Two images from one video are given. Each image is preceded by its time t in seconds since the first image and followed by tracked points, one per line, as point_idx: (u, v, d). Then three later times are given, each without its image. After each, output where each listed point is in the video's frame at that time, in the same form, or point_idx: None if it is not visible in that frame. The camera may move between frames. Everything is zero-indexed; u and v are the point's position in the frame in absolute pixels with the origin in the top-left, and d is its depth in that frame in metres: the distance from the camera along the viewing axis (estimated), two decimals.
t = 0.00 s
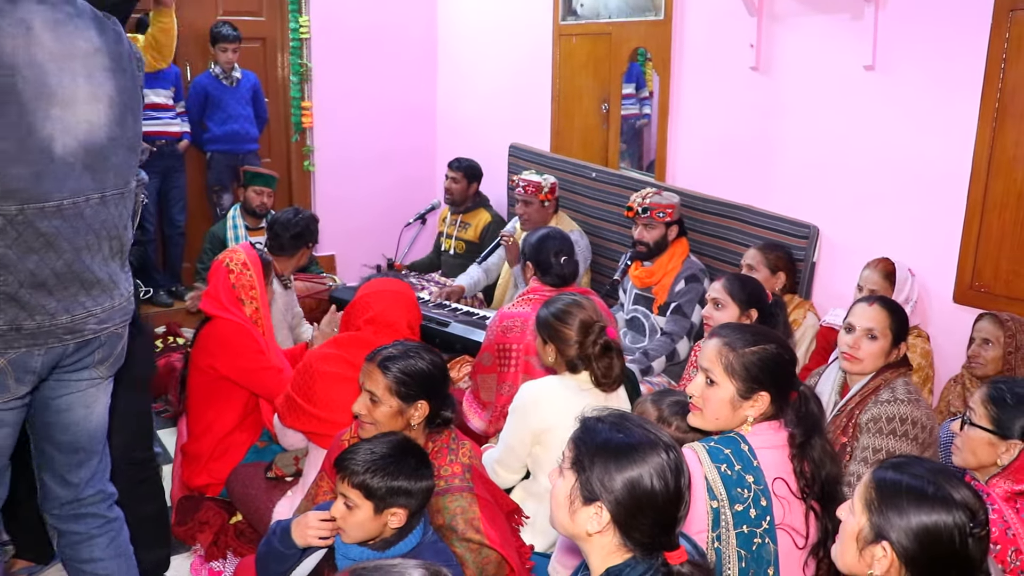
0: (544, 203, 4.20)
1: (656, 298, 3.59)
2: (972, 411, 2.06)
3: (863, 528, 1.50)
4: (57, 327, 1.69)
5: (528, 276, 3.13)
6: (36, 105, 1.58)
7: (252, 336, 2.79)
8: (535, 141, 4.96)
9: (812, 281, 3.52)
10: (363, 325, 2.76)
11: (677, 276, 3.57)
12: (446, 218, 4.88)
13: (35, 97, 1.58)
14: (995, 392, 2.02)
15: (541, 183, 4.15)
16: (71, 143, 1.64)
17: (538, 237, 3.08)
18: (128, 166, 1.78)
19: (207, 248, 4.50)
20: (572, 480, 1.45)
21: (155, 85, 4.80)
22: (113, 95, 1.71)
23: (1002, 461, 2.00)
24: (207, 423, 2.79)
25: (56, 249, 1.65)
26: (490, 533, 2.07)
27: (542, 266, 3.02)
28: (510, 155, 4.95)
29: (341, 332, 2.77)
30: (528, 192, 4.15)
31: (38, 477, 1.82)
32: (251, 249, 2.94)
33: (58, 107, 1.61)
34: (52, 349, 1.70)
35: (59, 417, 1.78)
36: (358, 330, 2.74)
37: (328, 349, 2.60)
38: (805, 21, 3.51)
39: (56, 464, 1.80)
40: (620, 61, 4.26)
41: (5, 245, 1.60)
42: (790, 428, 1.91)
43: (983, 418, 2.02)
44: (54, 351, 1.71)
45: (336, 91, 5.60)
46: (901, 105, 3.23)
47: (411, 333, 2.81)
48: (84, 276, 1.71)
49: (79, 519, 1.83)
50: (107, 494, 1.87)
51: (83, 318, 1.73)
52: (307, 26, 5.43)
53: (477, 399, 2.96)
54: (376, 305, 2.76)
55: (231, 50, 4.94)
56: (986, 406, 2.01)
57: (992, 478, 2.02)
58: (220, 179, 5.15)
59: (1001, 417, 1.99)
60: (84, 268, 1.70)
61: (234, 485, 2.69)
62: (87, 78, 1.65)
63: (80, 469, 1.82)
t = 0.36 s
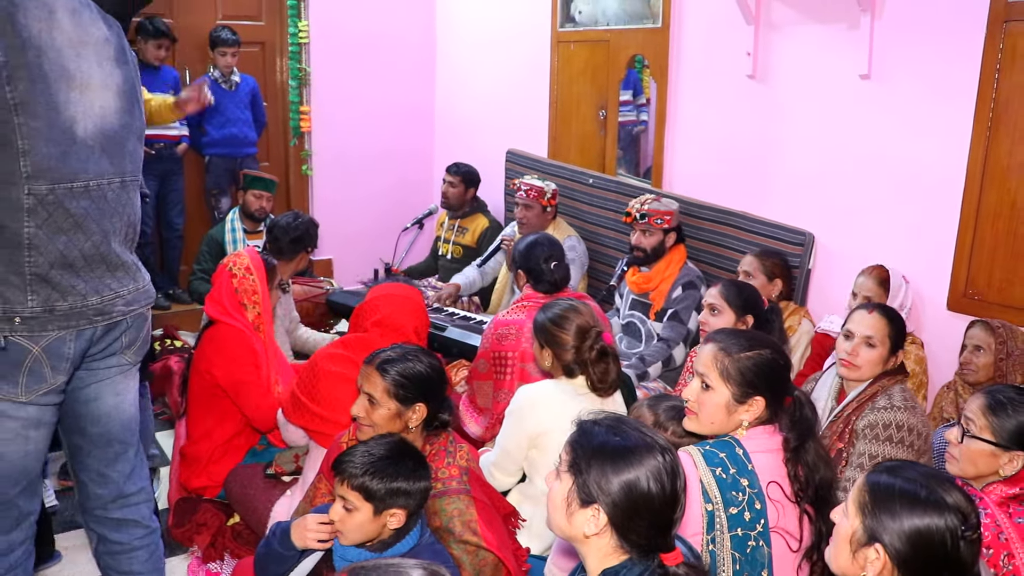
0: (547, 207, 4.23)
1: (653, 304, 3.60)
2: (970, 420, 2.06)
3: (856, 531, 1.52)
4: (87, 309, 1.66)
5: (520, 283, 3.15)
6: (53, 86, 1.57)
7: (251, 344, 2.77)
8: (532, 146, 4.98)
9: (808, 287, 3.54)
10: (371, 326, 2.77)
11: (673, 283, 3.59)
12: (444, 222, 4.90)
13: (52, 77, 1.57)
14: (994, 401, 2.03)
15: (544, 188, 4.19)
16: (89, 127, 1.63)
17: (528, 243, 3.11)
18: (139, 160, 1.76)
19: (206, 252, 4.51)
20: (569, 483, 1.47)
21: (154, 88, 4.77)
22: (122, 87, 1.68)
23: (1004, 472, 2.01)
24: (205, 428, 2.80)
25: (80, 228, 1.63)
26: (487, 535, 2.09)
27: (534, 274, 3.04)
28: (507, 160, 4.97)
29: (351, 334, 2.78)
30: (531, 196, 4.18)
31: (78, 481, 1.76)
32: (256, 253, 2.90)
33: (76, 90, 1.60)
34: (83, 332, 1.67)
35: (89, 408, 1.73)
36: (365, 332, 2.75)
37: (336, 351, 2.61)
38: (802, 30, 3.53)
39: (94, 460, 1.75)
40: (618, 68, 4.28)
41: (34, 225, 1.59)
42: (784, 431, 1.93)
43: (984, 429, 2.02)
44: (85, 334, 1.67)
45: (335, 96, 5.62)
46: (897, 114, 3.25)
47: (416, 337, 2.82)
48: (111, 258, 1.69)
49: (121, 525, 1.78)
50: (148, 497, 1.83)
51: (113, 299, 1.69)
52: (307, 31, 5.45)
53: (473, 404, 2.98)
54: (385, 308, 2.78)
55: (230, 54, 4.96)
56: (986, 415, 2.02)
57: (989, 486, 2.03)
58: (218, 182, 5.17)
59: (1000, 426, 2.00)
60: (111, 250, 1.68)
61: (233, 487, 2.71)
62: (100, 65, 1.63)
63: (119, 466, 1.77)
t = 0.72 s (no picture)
0: (553, 208, 4.24)
1: (658, 305, 3.62)
2: (972, 421, 2.07)
3: (859, 529, 1.53)
4: (74, 315, 1.73)
5: (523, 284, 3.16)
6: (39, 92, 1.62)
7: (245, 355, 2.77)
8: (536, 147, 4.99)
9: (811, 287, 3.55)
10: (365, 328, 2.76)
11: (678, 284, 3.60)
12: (447, 223, 4.91)
13: (38, 84, 1.62)
14: (997, 402, 2.03)
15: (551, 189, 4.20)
16: (78, 133, 1.68)
17: (530, 243, 3.11)
18: (139, 159, 1.82)
19: (210, 251, 4.53)
20: (575, 482, 1.48)
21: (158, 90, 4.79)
22: (122, 86, 1.75)
23: (1007, 472, 2.01)
24: (208, 434, 2.81)
25: (68, 239, 1.69)
26: (492, 534, 2.10)
27: (538, 274, 3.05)
28: (510, 160, 4.98)
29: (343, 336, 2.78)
30: (538, 197, 4.19)
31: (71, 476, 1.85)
32: (248, 260, 2.87)
33: (64, 95, 1.66)
34: (73, 338, 1.74)
35: (82, 410, 1.81)
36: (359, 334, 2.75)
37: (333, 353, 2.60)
38: (805, 31, 3.54)
39: (86, 459, 1.83)
40: (622, 68, 4.29)
41: (16, 232, 1.65)
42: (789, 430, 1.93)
43: (989, 430, 2.02)
44: (74, 340, 1.74)
45: (338, 96, 5.64)
46: (901, 115, 3.26)
47: (413, 336, 2.81)
48: (100, 264, 1.75)
49: (110, 522, 1.86)
50: (140, 496, 1.90)
51: (101, 306, 1.76)
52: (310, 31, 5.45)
53: (477, 403, 2.99)
54: (378, 308, 2.77)
55: (234, 55, 4.97)
56: (990, 416, 2.02)
57: (991, 485, 2.04)
58: (222, 183, 5.18)
59: (1005, 427, 2.00)
60: (98, 257, 1.74)
61: (239, 486, 2.72)
62: (94, 68, 1.69)
63: (110, 466, 1.84)
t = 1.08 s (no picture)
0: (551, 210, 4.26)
1: (657, 305, 3.63)
2: (971, 419, 2.07)
3: (859, 526, 1.54)
4: (70, 314, 1.67)
5: (529, 283, 3.15)
6: (31, 92, 1.58)
7: (239, 359, 2.78)
8: (535, 147, 4.99)
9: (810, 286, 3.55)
10: (359, 328, 2.75)
11: (678, 284, 3.61)
12: (446, 223, 4.92)
13: (28, 84, 1.57)
14: (996, 399, 2.04)
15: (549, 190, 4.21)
16: (71, 134, 1.63)
17: (535, 243, 3.13)
18: (145, 158, 1.75)
19: (209, 252, 4.54)
20: (578, 484, 1.48)
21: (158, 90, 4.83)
22: (124, 86, 1.69)
23: (1004, 469, 2.02)
24: (208, 438, 2.81)
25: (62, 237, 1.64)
26: (492, 533, 2.10)
27: (541, 273, 3.06)
28: (509, 161, 4.99)
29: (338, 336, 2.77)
30: (536, 198, 4.21)
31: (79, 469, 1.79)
32: (236, 262, 2.87)
33: (56, 95, 1.60)
34: (75, 336, 1.69)
35: (89, 407, 1.75)
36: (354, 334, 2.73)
37: (324, 357, 2.62)
38: (802, 31, 3.56)
39: (93, 453, 1.77)
40: (619, 68, 4.30)
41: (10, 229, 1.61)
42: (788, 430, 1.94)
43: (986, 427, 2.03)
44: (77, 338, 1.69)
45: (337, 97, 5.64)
46: (898, 113, 3.27)
47: (406, 334, 2.80)
48: (97, 262, 1.69)
49: (116, 517, 1.79)
50: (146, 493, 1.84)
51: (99, 305, 1.70)
52: (309, 32, 5.47)
53: (477, 402, 2.99)
54: (370, 308, 2.75)
55: (233, 56, 4.98)
56: (987, 413, 2.03)
57: (988, 483, 2.05)
58: (221, 183, 5.18)
59: (1003, 425, 2.01)
60: (95, 255, 1.68)
61: (239, 487, 2.73)
62: (92, 69, 1.64)
63: (116, 462, 1.79)
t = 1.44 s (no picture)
0: (542, 214, 4.22)
1: (654, 306, 3.63)
2: (963, 421, 2.09)
3: (855, 526, 1.54)
4: (32, 291, 1.86)
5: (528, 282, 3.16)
6: None
7: (232, 353, 2.77)
8: (531, 147, 4.99)
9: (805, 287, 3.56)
10: (366, 326, 2.78)
11: (675, 286, 3.62)
12: (442, 222, 4.92)
13: None
14: (989, 401, 2.05)
15: (538, 195, 4.17)
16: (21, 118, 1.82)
17: (535, 243, 3.12)
18: (104, 144, 1.95)
19: (205, 250, 4.53)
20: (583, 492, 1.47)
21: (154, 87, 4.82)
22: (79, 76, 1.89)
23: (996, 471, 2.04)
24: (203, 436, 2.82)
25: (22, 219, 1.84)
26: (486, 532, 2.10)
27: (541, 272, 3.06)
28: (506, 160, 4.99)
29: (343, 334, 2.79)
30: (526, 204, 4.17)
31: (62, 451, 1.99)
32: (231, 255, 2.84)
33: (12, 79, 1.80)
34: (47, 314, 1.88)
35: (75, 399, 1.95)
36: (360, 332, 2.75)
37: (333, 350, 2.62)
38: (799, 32, 3.56)
39: (75, 437, 1.97)
40: (616, 69, 4.30)
41: None
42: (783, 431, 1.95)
43: (976, 428, 2.06)
44: (50, 318, 1.88)
45: (333, 95, 5.64)
46: (895, 115, 3.28)
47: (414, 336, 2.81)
48: (59, 241, 1.88)
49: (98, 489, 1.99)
50: (125, 469, 2.03)
51: (63, 283, 1.89)
52: (306, 30, 5.46)
53: (473, 401, 2.99)
54: (379, 307, 2.78)
55: (229, 53, 4.97)
56: (979, 415, 2.05)
57: (982, 484, 2.06)
58: (217, 182, 5.19)
59: (993, 427, 2.03)
60: (58, 233, 1.87)
61: (235, 485, 2.73)
62: (48, 57, 1.84)
63: (99, 444, 1.98)
